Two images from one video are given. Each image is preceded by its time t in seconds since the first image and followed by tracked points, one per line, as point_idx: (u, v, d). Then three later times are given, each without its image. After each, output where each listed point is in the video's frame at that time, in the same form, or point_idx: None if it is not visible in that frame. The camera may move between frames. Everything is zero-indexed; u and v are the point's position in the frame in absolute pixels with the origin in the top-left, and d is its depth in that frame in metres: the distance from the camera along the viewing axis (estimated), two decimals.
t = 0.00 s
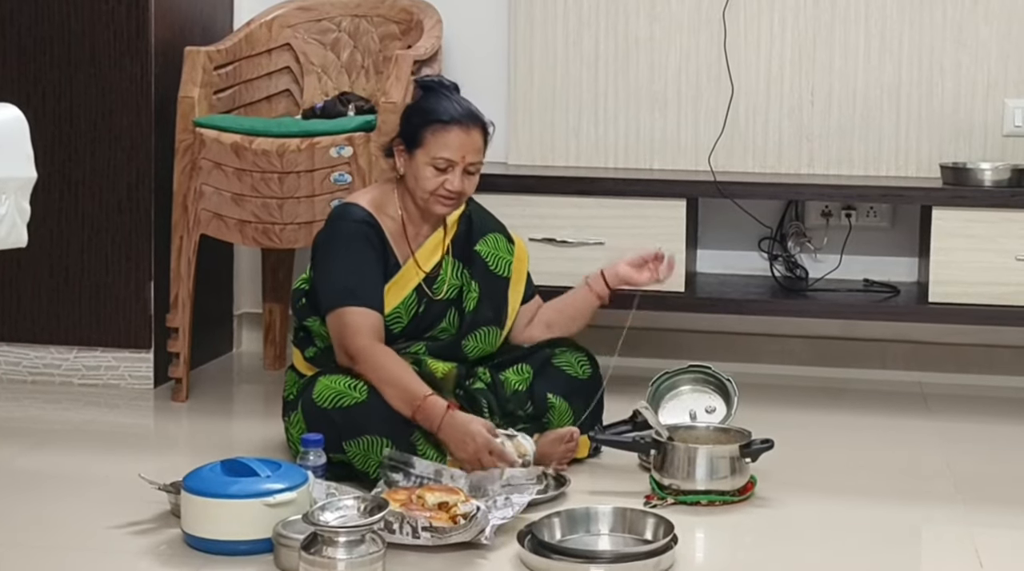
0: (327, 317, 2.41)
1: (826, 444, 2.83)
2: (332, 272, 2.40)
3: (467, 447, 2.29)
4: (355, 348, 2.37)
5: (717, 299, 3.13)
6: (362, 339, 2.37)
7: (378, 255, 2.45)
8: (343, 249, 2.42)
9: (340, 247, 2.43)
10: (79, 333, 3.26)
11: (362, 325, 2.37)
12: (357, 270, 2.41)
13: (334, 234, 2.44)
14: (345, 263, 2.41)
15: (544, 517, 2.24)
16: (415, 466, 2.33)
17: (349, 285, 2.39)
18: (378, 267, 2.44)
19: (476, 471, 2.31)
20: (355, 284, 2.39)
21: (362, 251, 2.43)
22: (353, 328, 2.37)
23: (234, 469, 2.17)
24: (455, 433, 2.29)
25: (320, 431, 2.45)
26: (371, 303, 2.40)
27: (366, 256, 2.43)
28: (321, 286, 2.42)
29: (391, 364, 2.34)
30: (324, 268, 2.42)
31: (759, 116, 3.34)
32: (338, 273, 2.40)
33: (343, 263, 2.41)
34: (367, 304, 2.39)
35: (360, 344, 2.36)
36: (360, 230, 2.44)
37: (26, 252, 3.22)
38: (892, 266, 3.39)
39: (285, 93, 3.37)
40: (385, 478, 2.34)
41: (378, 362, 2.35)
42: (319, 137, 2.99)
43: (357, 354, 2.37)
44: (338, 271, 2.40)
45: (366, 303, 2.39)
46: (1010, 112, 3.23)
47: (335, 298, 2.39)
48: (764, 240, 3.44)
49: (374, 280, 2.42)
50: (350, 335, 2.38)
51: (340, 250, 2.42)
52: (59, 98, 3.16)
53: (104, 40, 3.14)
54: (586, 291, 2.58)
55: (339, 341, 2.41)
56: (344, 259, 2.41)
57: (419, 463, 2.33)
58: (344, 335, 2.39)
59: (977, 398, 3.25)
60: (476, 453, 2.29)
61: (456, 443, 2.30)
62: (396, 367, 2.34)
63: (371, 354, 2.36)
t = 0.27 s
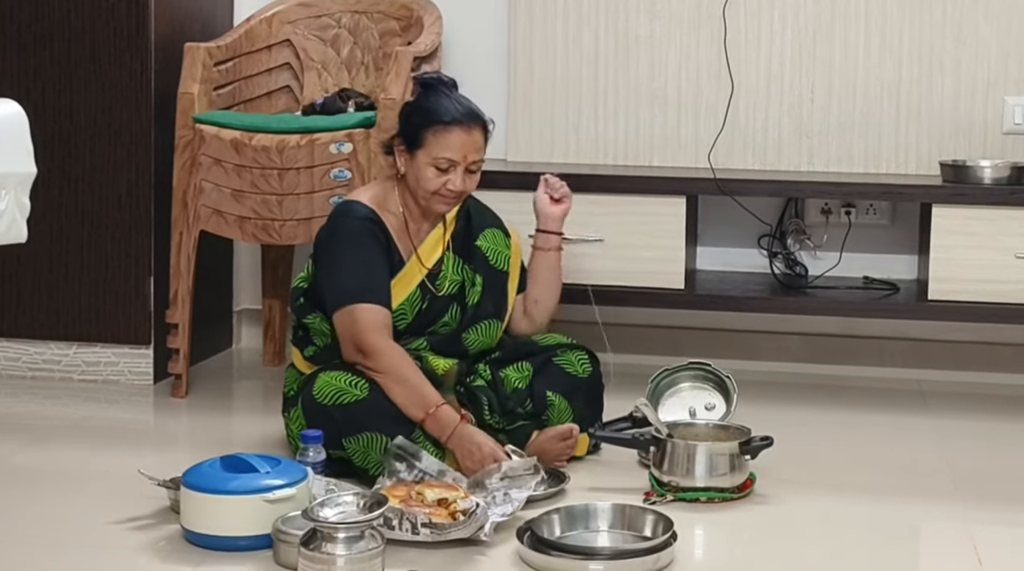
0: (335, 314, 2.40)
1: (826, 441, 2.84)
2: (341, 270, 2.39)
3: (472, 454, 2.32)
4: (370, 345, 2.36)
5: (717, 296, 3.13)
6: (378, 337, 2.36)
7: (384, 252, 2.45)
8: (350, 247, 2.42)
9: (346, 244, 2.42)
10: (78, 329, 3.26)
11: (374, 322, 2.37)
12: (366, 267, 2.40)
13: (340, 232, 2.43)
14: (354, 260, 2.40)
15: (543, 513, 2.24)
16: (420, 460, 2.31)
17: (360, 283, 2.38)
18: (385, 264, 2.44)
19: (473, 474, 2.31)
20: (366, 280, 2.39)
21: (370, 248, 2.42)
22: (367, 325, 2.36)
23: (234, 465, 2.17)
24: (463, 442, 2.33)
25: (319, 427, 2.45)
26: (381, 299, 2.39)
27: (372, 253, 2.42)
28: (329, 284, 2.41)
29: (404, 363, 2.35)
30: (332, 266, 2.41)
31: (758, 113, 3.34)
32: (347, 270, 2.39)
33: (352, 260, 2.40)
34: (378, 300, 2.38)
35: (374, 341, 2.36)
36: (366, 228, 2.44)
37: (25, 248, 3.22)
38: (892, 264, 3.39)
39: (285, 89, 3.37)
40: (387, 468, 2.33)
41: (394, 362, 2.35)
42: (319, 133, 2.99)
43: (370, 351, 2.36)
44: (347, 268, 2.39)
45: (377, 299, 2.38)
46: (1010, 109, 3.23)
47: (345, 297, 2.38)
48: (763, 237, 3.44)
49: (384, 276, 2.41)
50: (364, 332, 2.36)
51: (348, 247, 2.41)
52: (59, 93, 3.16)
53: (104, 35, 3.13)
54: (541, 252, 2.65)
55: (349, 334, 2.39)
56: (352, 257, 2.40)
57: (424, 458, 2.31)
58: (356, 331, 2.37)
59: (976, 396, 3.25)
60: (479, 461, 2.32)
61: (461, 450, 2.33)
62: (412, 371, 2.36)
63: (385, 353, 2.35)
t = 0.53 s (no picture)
0: (329, 312, 2.41)
1: (825, 438, 2.84)
2: (335, 267, 2.40)
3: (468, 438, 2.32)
4: (364, 342, 2.38)
5: (716, 294, 3.13)
6: (372, 335, 2.38)
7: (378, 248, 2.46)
8: (345, 243, 2.42)
9: (341, 240, 2.43)
10: (77, 325, 3.26)
11: (366, 320, 2.39)
12: (360, 263, 2.41)
13: (334, 229, 2.44)
14: (347, 257, 2.41)
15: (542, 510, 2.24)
16: (416, 459, 2.32)
17: (354, 281, 2.40)
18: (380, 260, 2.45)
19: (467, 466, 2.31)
20: (359, 278, 2.40)
21: (363, 245, 2.43)
22: (359, 323, 2.38)
23: (233, 461, 2.17)
24: (460, 429, 2.33)
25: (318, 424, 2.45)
26: (374, 296, 2.41)
27: (367, 249, 2.43)
28: (322, 282, 2.42)
29: (396, 356, 2.37)
30: (327, 263, 2.42)
31: (758, 110, 3.33)
32: (342, 267, 2.40)
33: (346, 256, 2.41)
34: (371, 297, 2.40)
35: (367, 339, 2.38)
36: (360, 225, 2.45)
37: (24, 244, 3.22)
38: (891, 261, 3.39)
39: (284, 85, 3.37)
40: (384, 467, 2.33)
41: (389, 358, 2.37)
42: (318, 130, 2.99)
43: (364, 348, 2.38)
44: (341, 265, 2.40)
45: (370, 296, 2.40)
46: (1010, 107, 3.23)
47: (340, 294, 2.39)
48: (763, 234, 3.44)
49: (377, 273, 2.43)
50: (358, 330, 2.38)
51: (341, 245, 2.42)
52: (58, 90, 3.16)
53: (104, 32, 3.13)
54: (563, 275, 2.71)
55: (343, 333, 2.41)
56: (347, 253, 2.41)
57: (420, 455, 2.33)
58: (350, 329, 2.39)
59: (975, 393, 3.25)
60: (477, 448, 2.32)
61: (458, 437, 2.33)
62: (407, 364, 2.37)
63: (378, 349, 2.37)
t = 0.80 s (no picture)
0: (325, 305, 2.42)
1: (824, 434, 2.84)
2: (330, 260, 2.41)
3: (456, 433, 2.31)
4: (360, 334, 2.38)
5: (716, 290, 3.14)
6: (368, 326, 2.38)
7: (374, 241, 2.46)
8: (340, 236, 2.43)
9: (336, 233, 2.44)
10: (77, 322, 3.26)
11: (364, 311, 2.39)
12: (356, 255, 2.42)
13: (329, 224, 2.45)
14: (343, 249, 2.42)
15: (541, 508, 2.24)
16: (416, 455, 2.30)
17: (350, 272, 2.40)
18: (375, 253, 2.45)
19: (461, 462, 2.30)
20: (355, 269, 2.41)
21: (358, 237, 2.44)
22: (356, 314, 2.38)
23: (232, 458, 2.17)
24: (452, 422, 2.32)
25: (317, 420, 2.45)
26: (370, 288, 2.41)
27: (363, 241, 2.44)
28: (319, 276, 2.43)
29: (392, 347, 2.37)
30: (323, 256, 2.42)
31: (757, 107, 3.33)
32: (337, 259, 2.41)
33: (342, 248, 2.42)
34: (368, 289, 2.41)
35: (364, 330, 2.38)
36: (355, 218, 2.45)
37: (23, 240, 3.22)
38: (890, 257, 3.39)
39: (283, 82, 3.37)
40: (384, 464, 2.32)
41: (385, 349, 2.37)
42: (317, 127, 2.98)
43: (359, 340, 2.38)
44: (336, 256, 2.41)
45: (366, 288, 2.40)
46: (1009, 103, 3.23)
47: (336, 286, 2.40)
48: (762, 231, 3.44)
49: (373, 266, 2.43)
50: (353, 321, 2.39)
51: (336, 237, 2.43)
52: (57, 86, 3.16)
53: (102, 28, 3.13)
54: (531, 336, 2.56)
55: (339, 325, 2.41)
56: (342, 245, 2.42)
57: (420, 452, 2.30)
58: (347, 321, 2.39)
59: (974, 390, 3.25)
60: (467, 442, 2.30)
61: (449, 430, 2.32)
62: (403, 356, 2.37)
63: (375, 340, 2.37)
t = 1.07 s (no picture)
0: (320, 301, 2.43)
1: (824, 431, 2.84)
2: (324, 256, 2.42)
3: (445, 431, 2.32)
4: (354, 329, 2.39)
5: (715, 287, 3.14)
6: (363, 321, 2.39)
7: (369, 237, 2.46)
8: (335, 232, 2.44)
9: (331, 228, 2.44)
10: (77, 320, 3.26)
11: (360, 307, 2.40)
12: (350, 251, 2.43)
13: (322, 220, 2.46)
14: (336, 245, 2.42)
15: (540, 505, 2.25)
16: (418, 454, 2.30)
17: (344, 268, 2.41)
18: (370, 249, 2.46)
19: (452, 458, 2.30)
20: (349, 265, 2.42)
21: (353, 233, 2.44)
22: (353, 310, 2.40)
23: (232, 456, 2.17)
24: (443, 422, 2.32)
25: (317, 418, 2.45)
26: (365, 283, 2.42)
27: (358, 237, 2.44)
28: (314, 272, 2.45)
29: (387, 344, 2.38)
30: (318, 252, 2.43)
31: (757, 104, 3.33)
32: (332, 255, 2.42)
33: (336, 243, 2.43)
34: (363, 284, 2.42)
35: (360, 326, 2.39)
36: (349, 215, 2.45)
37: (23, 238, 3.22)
38: (889, 254, 3.39)
39: (283, 80, 3.36)
40: (385, 460, 2.31)
41: (380, 344, 2.38)
42: (316, 124, 2.98)
43: (355, 335, 2.39)
44: (331, 252, 2.42)
45: (361, 283, 2.42)
46: (1009, 100, 3.23)
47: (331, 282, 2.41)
48: (762, 228, 3.44)
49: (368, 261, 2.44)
50: (349, 317, 2.40)
51: (330, 234, 2.44)
52: (57, 84, 3.16)
53: (101, 25, 3.13)
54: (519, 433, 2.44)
55: (335, 321, 2.42)
56: (337, 240, 2.43)
57: (423, 451, 2.31)
58: (344, 316, 2.40)
59: (974, 386, 3.25)
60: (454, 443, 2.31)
61: (440, 431, 2.32)
62: (398, 352, 2.38)
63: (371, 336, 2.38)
